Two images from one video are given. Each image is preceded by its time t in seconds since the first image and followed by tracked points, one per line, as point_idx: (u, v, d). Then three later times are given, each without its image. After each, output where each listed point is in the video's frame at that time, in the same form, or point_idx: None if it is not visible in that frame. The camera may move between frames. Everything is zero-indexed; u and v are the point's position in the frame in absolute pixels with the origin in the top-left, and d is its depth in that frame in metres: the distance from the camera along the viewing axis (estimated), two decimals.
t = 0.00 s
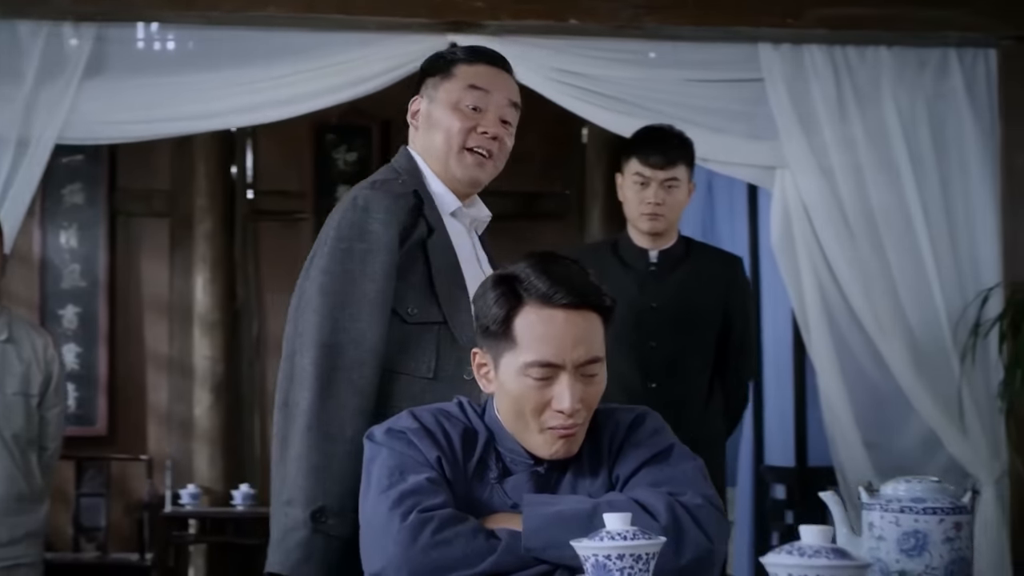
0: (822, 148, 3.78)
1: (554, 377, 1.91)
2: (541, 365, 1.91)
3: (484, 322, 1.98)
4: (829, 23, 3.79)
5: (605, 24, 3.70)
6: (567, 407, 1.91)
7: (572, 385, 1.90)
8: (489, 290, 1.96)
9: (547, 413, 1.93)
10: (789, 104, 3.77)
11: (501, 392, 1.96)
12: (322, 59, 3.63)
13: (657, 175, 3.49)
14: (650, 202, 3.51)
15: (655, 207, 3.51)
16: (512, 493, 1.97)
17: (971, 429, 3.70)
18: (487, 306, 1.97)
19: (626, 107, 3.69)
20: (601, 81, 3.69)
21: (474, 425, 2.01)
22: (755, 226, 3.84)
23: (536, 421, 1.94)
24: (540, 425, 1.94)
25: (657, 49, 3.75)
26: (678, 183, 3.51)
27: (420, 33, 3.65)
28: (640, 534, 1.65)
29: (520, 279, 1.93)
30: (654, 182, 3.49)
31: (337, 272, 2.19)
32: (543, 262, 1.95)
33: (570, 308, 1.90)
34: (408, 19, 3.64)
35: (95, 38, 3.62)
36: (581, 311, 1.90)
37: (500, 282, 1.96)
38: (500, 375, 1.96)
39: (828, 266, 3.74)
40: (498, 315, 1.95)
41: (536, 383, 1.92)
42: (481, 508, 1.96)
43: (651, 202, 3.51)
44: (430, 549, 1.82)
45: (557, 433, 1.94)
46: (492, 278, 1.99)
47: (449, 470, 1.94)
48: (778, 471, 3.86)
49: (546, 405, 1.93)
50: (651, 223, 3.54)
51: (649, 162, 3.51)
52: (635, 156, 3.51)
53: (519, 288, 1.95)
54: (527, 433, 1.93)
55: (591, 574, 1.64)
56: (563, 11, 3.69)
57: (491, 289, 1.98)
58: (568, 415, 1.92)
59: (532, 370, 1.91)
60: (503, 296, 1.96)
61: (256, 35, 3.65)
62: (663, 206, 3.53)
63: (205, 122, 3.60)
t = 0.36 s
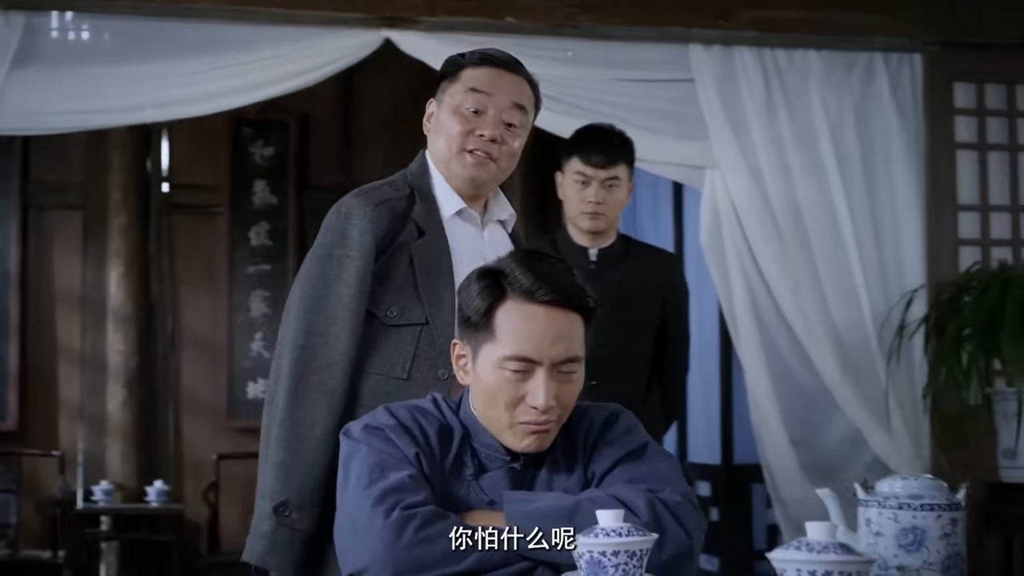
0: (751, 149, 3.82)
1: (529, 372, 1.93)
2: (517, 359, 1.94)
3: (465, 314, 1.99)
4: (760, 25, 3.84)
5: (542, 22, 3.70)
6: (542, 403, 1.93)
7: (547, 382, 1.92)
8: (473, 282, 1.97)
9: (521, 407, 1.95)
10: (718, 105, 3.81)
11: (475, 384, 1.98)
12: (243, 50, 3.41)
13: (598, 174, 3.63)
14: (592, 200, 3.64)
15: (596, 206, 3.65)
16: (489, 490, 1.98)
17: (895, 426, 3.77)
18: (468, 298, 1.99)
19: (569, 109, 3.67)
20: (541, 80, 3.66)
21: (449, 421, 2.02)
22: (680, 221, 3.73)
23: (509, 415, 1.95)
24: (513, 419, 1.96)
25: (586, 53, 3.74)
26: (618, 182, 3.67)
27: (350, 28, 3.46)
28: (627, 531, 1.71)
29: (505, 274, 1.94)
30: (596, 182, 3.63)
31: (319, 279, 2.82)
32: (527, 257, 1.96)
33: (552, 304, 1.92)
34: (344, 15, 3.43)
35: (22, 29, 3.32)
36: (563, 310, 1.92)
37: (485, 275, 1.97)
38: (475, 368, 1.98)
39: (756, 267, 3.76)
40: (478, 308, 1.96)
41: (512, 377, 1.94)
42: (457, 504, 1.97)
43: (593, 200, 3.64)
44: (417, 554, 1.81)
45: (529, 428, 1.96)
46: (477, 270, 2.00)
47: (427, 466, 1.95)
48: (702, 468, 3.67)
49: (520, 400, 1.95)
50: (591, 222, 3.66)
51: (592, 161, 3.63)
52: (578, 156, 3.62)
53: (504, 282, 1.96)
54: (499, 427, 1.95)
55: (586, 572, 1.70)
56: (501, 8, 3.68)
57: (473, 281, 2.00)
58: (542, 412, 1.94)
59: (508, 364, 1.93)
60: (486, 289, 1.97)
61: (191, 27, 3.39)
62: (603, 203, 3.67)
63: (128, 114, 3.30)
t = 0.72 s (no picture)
0: (688, 146, 3.86)
1: (512, 364, 1.92)
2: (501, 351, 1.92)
3: (448, 308, 2.00)
4: (700, 25, 3.80)
5: (481, 17, 3.69)
6: (524, 395, 1.91)
7: (530, 374, 1.91)
8: (455, 276, 1.99)
9: (504, 400, 1.94)
10: (656, 105, 3.82)
11: (457, 379, 1.98)
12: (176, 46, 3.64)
13: (545, 171, 3.65)
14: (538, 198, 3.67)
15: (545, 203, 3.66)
16: (469, 486, 1.97)
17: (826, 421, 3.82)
18: (450, 292, 2.00)
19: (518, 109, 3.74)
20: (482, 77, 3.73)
21: (428, 418, 2.02)
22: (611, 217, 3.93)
23: (490, 408, 1.94)
24: (494, 412, 1.94)
25: (525, 45, 3.76)
26: (565, 179, 3.68)
27: (287, 21, 3.62)
28: (625, 524, 1.67)
29: (487, 267, 1.96)
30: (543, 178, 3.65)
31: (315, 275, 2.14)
32: (508, 251, 1.97)
33: (534, 296, 1.93)
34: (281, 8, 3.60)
35: None
36: (544, 302, 1.92)
37: (466, 269, 1.98)
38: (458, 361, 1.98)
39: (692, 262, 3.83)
40: (460, 301, 1.97)
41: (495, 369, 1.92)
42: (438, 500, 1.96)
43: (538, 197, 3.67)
44: (403, 555, 1.80)
45: (510, 421, 1.94)
46: (458, 265, 2.01)
47: (409, 462, 1.94)
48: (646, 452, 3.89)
49: (503, 393, 1.93)
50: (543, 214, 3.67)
51: (539, 158, 3.64)
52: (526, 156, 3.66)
53: (486, 277, 1.97)
54: (480, 419, 1.93)
55: (584, 565, 1.67)
56: (443, 4, 3.68)
57: (454, 276, 2.01)
58: (524, 404, 1.92)
59: (491, 357, 1.92)
60: (468, 283, 1.98)
61: (130, 18, 3.55)
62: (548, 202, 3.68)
63: (59, 106, 3.56)
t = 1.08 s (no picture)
0: (632, 144, 3.87)
1: (505, 357, 1.92)
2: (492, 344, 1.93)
3: (432, 305, 1.99)
4: (645, 24, 3.83)
5: (430, 13, 3.70)
6: (519, 386, 1.91)
7: (524, 366, 1.91)
8: (437, 273, 1.97)
9: (498, 393, 1.94)
10: (601, 103, 3.84)
11: (447, 375, 1.97)
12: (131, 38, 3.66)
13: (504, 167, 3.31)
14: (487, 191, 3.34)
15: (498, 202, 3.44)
16: (455, 482, 1.97)
17: (766, 417, 3.85)
18: (434, 290, 1.98)
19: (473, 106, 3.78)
20: (431, 74, 3.75)
21: (412, 415, 2.01)
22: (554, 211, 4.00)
23: (485, 401, 1.94)
24: (489, 405, 1.94)
25: (471, 41, 3.78)
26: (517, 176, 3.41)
27: (235, 15, 3.62)
28: (626, 520, 1.69)
29: (471, 262, 1.95)
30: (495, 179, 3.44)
31: (302, 273, 2.18)
32: (489, 244, 1.96)
33: (521, 289, 1.93)
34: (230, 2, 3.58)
35: None
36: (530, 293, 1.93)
37: (449, 266, 1.97)
38: (447, 359, 1.97)
39: (637, 261, 3.84)
40: (447, 299, 1.96)
41: (487, 363, 1.93)
42: (424, 496, 1.96)
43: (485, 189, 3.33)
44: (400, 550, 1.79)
45: (504, 414, 1.94)
46: (440, 262, 2.00)
47: (396, 458, 1.94)
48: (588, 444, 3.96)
49: (496, 385, 1.93)
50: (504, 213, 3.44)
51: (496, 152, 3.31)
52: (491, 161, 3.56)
53: (469, 272, 1.96)
54: (475, 413, 1.92)
55: (584, 561, 1.68)
56: None
57: (435, 274, 2.00)
58: (519, 395, 1.93)
59: (483, 350, 1.93)
60: (452, 279, 1.97)
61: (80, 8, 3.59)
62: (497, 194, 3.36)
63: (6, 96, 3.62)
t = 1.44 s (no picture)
0: (583, 141, 3.87)
1: (494, 351, 1.94)
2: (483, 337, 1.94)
3: (427, 295, 2.01)
4: (597, 23, 3.85)
5: (386, 10, 3.69)
6: (507, 380, 1.93)
7: (512, 360, 1.93)
8: (434, 264, 1.99)
9: (485, 385, 1.95)
10: (553, 98, 3.84)
11: (437, 366, 1.99)
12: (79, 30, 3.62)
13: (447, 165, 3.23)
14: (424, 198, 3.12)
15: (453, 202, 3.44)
16: (448, 478, 1.98)
17: (713, 416, 3.87)
18: (430, 280, 2.01)
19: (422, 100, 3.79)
20: (376, 67, 3.76)
21: (404, 411, 2.01)
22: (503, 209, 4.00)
23: (472, 393, 1.95)
24: (475, 398, 1.95)
25: (422, 37, 3.79)
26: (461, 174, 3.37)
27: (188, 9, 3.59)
28: (632, 517, 1.71)
29: (469, 255, 1.97)
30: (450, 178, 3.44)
31: (286, 268, 2.17)
32: (488, 239, 1.99)
33: (517, 285, 1.94)
34: None
35: None
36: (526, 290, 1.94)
37: (446, 258, 1.99)
38: (438, 350, 1.99)
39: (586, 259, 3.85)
40: (442, 289, 1.98)
41: (477, 355, 1.94)
42: (418, 492, 1.97)
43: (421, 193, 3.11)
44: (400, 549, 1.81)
45: (490, 408, 1.95)
46: (437, 255, 2.02)
47: (391, 454, 1.95)
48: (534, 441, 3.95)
49: (485, 378, 1.95)
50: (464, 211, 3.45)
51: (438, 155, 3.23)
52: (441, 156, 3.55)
53: (466, 265, 1.98)
54: (462, 404, 1.94)
55: (591, 556, 1.70)
56: None
57: (432, 265, 2.02)
58: (505, 390, 1.94)
59: (473, 343, 1.94)
60: (448, 271, 1.99)
61: None
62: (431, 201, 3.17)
63: None
